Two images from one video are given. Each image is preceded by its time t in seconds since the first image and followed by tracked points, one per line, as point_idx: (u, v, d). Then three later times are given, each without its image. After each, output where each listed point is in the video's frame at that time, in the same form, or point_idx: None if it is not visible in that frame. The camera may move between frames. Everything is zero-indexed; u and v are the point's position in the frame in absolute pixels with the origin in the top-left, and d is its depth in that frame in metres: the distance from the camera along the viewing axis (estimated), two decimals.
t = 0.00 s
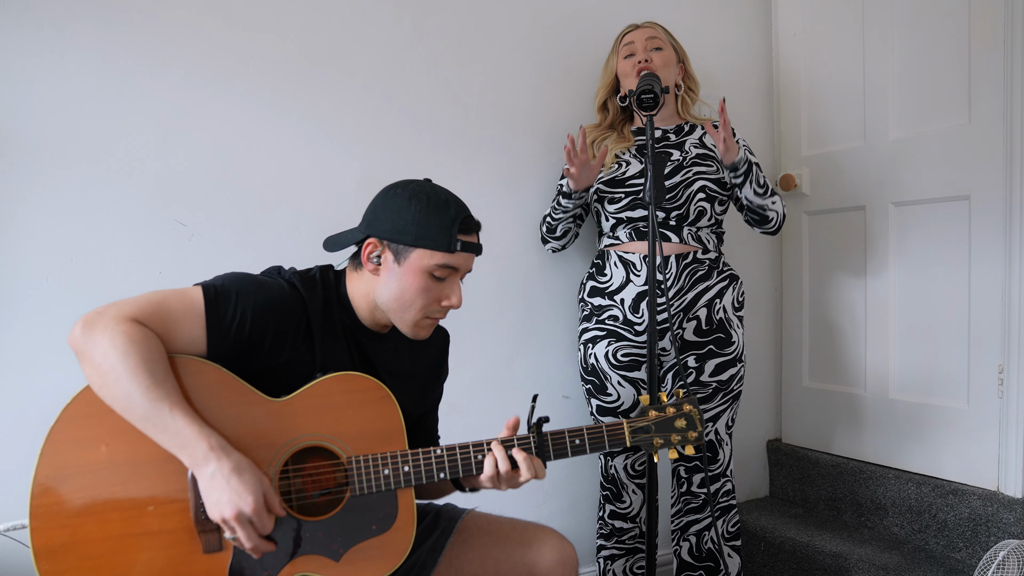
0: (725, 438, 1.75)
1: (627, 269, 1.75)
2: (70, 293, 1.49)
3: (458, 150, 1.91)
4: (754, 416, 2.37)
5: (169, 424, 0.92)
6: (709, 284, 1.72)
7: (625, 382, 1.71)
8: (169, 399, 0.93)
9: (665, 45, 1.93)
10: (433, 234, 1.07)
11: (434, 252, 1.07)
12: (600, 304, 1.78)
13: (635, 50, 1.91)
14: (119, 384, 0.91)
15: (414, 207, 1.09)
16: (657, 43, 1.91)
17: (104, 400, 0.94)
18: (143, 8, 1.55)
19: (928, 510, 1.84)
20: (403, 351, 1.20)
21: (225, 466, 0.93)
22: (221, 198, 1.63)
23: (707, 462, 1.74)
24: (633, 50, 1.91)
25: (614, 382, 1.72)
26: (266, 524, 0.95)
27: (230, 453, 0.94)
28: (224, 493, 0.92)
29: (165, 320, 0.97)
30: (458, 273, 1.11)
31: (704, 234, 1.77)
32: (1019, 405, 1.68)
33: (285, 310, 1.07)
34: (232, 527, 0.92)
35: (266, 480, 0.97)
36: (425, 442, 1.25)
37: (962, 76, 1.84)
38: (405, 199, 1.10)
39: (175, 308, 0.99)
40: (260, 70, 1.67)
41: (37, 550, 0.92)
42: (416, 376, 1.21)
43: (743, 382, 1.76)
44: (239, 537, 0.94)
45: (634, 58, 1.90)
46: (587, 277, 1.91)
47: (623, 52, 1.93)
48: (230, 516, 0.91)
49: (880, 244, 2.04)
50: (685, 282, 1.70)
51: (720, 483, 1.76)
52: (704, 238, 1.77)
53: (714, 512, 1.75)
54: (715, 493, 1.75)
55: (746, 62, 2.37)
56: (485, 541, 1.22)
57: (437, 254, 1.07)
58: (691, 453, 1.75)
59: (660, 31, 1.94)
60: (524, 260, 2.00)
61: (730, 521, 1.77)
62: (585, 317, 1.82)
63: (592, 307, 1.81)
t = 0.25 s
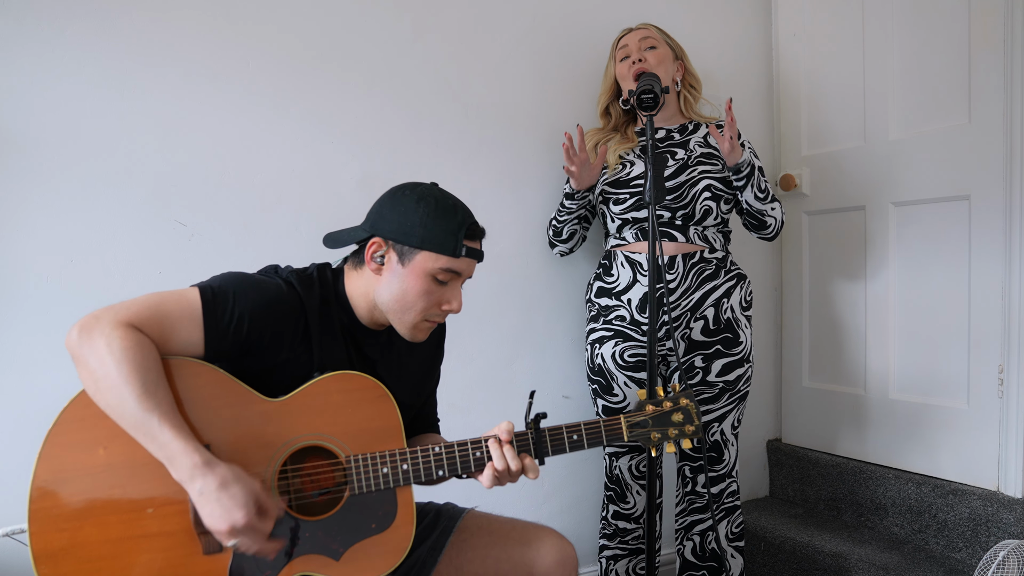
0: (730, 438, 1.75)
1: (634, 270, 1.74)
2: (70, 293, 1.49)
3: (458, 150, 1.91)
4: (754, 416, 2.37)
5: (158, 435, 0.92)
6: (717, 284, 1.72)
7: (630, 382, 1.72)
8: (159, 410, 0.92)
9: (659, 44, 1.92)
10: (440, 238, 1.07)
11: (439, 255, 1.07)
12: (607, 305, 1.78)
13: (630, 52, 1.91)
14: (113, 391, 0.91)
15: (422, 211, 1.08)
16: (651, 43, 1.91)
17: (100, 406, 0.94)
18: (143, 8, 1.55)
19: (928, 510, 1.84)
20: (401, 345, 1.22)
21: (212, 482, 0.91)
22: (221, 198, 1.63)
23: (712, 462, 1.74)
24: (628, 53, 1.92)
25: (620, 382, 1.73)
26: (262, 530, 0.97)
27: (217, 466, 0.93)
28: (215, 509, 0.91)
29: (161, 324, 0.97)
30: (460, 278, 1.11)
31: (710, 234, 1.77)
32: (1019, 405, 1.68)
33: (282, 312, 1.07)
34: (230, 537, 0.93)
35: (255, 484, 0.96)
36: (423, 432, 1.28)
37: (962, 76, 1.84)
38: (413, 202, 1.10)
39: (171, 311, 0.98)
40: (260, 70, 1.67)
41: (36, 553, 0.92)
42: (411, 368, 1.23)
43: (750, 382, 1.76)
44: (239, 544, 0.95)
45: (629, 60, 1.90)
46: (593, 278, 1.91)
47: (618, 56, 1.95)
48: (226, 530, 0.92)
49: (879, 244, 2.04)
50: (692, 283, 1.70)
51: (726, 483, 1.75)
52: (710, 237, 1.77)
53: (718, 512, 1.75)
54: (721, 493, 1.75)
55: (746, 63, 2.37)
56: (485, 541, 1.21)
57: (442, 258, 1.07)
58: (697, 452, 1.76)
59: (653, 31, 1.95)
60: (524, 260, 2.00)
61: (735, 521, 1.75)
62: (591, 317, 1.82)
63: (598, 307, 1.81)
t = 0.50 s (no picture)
0: (736, 438, 1.75)
1: (641, 269, 1.73)
2: (69, 293, 1.49)
3: (457, 150, 1.91)
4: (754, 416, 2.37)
5: (150, 437, 0.92)
6: (725, 283, 1.71)
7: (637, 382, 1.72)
8: (151, 411, 0.93)
9: (658, 44, 1.93)
10: (419, 204, 1.07)
11: (420, 221, 1.07)
12: (615, 305, 1.78)
13: (630, 54, 1.92)
14: (105, 395, 0.92)
15: (397, 180, 1.09)
16: (650, 44, 1.91)
17: (93, 410, 0.95)
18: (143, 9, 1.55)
19: (928, 510, 1.83)
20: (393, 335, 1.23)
21: (206, 481, 0.92)
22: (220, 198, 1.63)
23: (718, 462, 1.74)
24: (628, 55, 1.93)
25: (627, 383, 1.73)
26: (260, 529, 0.96)
27: (209, 466, 0.94)
28: (210, 506, 0.92)
29: (149, 327, 0.97)
30: (443, 244, 1.11)
31: (717, 233, 1.77)
32: (1019, 405, 1.68)
33: (271, 308, 1.07)
34: (227, 536, 0.93)
35: (248, 481, 0.97)
36: (419, 422, 1.29)
37: (962, 76, 1.83)
38: (387, 173, 1.10)
39: (159, 313, 0.98)
40: (259, 71, 1.67)
41: (32, 558, 0.92)
42: (403, 356, 1.24)
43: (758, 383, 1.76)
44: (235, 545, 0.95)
45: (629, 62, 1.90)
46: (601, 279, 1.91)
47: (619, 59, 1.95)
48: (223, 528, 0.92)
49: (879, 244, 2.04)
50: (700, 282, 1.70)
51: (731, 484, 1.75)
52: (717, 237, 1.77)
53: (724, 512, 1.75)
54: (725, 493, 1.75)
55: (746, 62, 2.37)
56: (483, 540, 1.22)
57: (423, 223, 1.08)
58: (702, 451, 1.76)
59: (651, 31, 1.96)
60: (524, 260, 2.00)
61: (739, 522, 1.75)
62: (599, 318, 1.83)
63: (606, 308, 1.81)
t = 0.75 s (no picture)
0: (742, 439, 1.75)
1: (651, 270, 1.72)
2: (69, 294, 1.50)
3: (457, 151, 1.91)
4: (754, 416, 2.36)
5: (149, 434, 0.92)
6: (732, 284, 1.71)
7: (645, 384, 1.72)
8: (148, 408, 0.93)
9: (659, 44, 1.93)
10: (396, 189, 1.10)
11: (399, 206, 1.09)
12: (623, 306, 1.77)
13: (630, 55, 1.92)
14: (101, 396, 0.92)
15: (372, 169, 1.11)
16: (650, 44, 1.92)
17: (89, 412, 0.95)
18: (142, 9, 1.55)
19: (928, 510, 1.83)
20: (388, 335, 1.23)
21: (209, 473, 0.92)
22: (220, 198, 1.63)
23: (723, 462, 1.73)
24: (629, 56, 1.93)
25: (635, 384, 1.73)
26: (275, 506, 0.98)
27: (212, 458, 0.94)
28: (218, 498, 0.92)
29: (144, 328, 0.97)
30: (426, 228, 1.13)
31: (724, 233, 1.77)
32: (1019, 405, 1.68)
33: (267, 308, 1.07)
34: (242, 521, 0.95)
35: (252, 463, 0.97)
36: (415, 423, 1.29)
37: (962, 76, 1.83)
38: (361, 165, 1.12)
39: (154, 315, 0.99)
40: (259, 71, 1.67)
41: (30, 560, 0.92)
42: (395, 351, 1.24)
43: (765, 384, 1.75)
44: (253, 529, 0.97)
45: (630, 62, 1.91)
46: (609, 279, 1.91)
47: (620, 61, 1.96)
48: (235, 515, 0.93)
49: (879, 244, 2.04)
50: (707, 282, 1.70)
51: (736, 484, 1.75)
52: (724, 236, 1.77)
53: (729, 513, 1.74)
54: (731, 494, 1.74)
55: (746, 62, 2.37)
56: (482, 541, 1.22)
57: (403, 208, 1.10)
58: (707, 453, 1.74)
59: (652, 32, 1.96)
60: (523, 260, 2.00)
61: (743, 522, 1.75)
62: (607, 318, 1.82)
63: (614, 308, 1.80)
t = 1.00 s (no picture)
0: (746, 440, 1.74)
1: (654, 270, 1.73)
2: (69, 293, 1.50)
3: (457, 150, 1.91)
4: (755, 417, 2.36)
5: (143, 435, 0.92)
6: (737, 284, 1.70)
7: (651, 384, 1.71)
8: (142, 409, 0.93)
9: (662, 45, 1.93)
10: (397, 191, 1.08)
11: (399, 209, 1.08)
12: (628, 306, 1.77)
13: (633, 55, 1.92)
14: (97, 396, 0.92)
15: (374, 171, 1.09)
16: (653, 44, 1.92)
17: (87, 411, 0.95)
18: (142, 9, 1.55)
19: (928, 510, 1.83)
20: (390, 335, 1.23)
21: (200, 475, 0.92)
22: (220, 198, 1.63)
23: (727, 462, 1.74)
24: (632, 57, 1.92)
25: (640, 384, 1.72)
26: (281, 490, 0.98)
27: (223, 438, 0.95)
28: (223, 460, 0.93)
29: (142, 328, 0.97)
30: (426, 231, 1.12)
31: (728, 232, 1.77)
32: (1019, 405, 1.68)
33: (267, 308, 1.07)
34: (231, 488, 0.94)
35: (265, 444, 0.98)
36: (419, 423, 1.29)
37: (962, 76, 1.83)
38: (361, 166, 1.10)
39: (152, 315, 0.99)
40: (259, 71, 1.67)
41: (30, 561, 0.91)
42: (399, 354, 1.24)
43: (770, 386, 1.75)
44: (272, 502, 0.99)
45: (634, 62, 1.91)
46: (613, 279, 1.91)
47: (623, 62, 1.95)
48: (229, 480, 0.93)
49: (880, 244, 2.04)
50: (712, 283, 1.69)
51: (740, 485, 1.75)
52: (729, 236, 1.76)
53: (732, 513, 1.75)
54: (734, 494, 1.74)
55: (746, 62, 2.37)
56: (483, 541, 1.21)
57: (403, 211, 1.08)
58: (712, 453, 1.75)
59: (654, 34, 1.96)
60: (524, 260, 2.00)
61: (746, 524, 1.75)
62: (612, 319, 1.83)
63: (619, 309, 1.81)
